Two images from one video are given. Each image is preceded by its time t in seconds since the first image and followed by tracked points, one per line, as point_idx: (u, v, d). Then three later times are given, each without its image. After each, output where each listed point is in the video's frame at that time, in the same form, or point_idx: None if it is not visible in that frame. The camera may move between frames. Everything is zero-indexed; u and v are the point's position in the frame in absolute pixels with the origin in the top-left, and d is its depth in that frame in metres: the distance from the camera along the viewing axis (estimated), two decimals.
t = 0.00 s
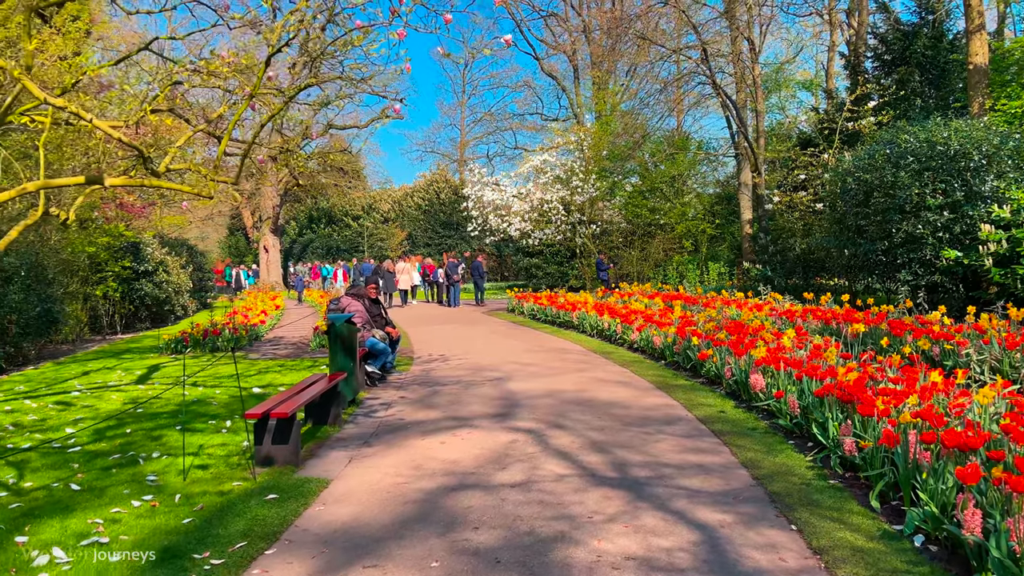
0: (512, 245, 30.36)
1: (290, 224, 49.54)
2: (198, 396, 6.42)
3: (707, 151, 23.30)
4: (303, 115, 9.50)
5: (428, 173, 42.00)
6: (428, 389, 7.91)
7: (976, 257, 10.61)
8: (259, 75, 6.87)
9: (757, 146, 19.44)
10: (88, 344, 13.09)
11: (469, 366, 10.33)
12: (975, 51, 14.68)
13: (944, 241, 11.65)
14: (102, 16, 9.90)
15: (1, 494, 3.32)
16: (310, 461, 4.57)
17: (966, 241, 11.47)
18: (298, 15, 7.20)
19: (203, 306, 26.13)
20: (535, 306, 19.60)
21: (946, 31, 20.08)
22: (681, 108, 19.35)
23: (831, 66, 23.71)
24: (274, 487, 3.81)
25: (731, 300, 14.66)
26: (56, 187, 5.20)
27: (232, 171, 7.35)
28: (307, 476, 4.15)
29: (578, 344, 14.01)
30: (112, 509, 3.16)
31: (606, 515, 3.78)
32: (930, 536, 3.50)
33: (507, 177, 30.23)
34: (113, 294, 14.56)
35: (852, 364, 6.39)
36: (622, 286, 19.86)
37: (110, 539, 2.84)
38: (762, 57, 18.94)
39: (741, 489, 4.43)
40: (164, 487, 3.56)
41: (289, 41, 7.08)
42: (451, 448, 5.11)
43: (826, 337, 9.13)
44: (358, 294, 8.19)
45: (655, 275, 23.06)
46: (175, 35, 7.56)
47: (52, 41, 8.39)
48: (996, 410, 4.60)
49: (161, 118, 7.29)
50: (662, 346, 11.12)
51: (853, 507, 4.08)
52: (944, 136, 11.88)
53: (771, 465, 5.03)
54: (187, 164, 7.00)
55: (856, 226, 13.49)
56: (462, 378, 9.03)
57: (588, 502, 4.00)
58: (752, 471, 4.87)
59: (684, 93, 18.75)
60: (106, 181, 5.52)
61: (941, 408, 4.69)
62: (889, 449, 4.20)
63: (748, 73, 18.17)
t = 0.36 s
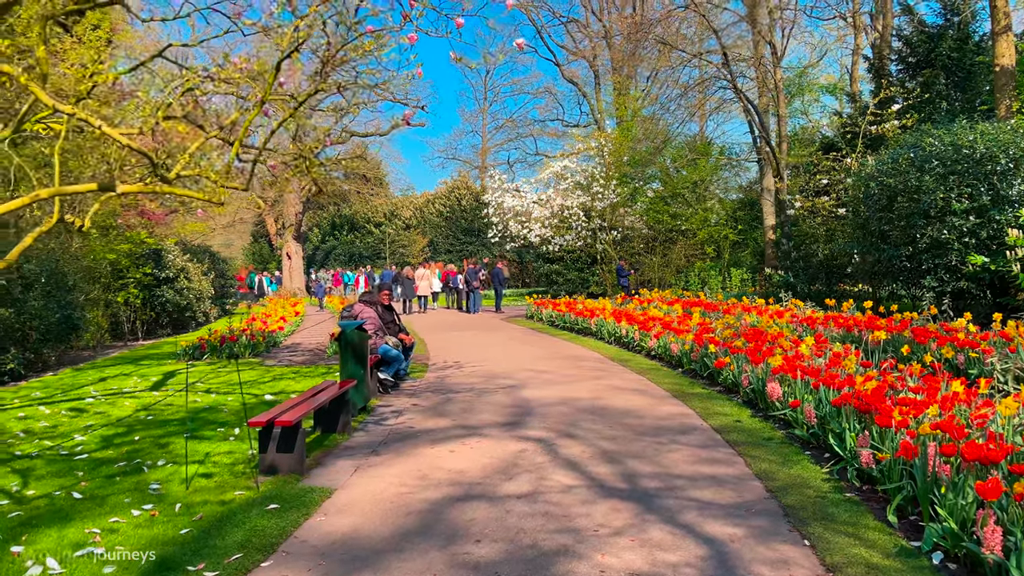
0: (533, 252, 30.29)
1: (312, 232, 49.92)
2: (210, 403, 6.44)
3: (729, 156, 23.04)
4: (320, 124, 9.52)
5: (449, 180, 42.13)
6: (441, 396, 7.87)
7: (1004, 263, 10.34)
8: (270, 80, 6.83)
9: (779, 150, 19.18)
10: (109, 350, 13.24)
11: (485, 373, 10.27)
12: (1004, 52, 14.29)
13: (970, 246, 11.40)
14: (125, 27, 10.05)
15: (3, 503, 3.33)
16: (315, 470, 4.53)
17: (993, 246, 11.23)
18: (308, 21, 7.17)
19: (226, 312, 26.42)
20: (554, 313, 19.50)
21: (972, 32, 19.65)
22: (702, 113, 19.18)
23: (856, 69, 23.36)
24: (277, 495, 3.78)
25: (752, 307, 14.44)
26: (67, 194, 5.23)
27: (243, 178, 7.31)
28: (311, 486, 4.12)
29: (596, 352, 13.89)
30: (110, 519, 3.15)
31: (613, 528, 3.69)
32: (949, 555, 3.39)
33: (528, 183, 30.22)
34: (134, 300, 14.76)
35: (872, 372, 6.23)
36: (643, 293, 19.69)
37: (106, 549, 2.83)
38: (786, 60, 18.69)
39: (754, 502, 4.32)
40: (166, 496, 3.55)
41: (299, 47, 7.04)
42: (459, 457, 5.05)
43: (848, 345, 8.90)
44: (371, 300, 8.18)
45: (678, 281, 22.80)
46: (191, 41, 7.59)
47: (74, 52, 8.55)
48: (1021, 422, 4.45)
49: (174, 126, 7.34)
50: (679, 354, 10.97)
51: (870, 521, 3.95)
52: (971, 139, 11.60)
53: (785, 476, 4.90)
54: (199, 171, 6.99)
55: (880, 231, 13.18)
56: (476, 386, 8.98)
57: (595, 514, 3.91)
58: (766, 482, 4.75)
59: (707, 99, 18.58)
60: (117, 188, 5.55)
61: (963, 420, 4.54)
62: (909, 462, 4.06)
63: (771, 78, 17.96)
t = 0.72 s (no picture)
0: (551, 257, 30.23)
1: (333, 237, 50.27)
2: (215, 411, 6.44)
3: (750, 160, 22.82)
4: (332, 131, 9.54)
5: (469, 185, 42.14)
6: (448, 404, 7.82)
7: None
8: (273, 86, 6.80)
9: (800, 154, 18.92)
10: (127, 356, 13.39)
11: (496, 380, 10.21)
12: None
13: (994, 250, 11.14)
14: (142, 35, 10.16)
15: None
16: (313, 480, 4.49)
17: (1018, 250, 10.97)
18: (310, 24, 7.14)
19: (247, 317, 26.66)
20: (570, 319, 19.41)
21: (997, 32, 19.20)
22: (722, 115, 18.99)
23: (878, 70, 22.97)
24: (270, 507, 3.74)
25: (770, 312, 14.23)
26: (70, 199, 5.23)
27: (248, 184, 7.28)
28: (307, 496, 4.08)
29: (611, 358, 13.78)
30: (97, 531, 3.14)
31: (609, 544, 3.60)
32: None
33: (546, 188, 30.18)
34: (152, 306, 14.92)
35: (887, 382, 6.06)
36: (660, 298, 19.53)
37: (86, 563, 2.82)
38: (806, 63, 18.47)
39: (758, 516, 4.20)
40: (156, 507, 3.53)
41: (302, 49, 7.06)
42: (459, 467, 4.99)
43: (865, 353, 8.70)
44: (378, 306, 8.14)
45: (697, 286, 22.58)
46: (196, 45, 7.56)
47: (89, 60, 8.69)
48: None
49: (178, 131, 7.42)
50: (693, 361, 10.82)
51: (878, 538, 3.82)
52: (995, 141, 11.31)
53: (793, 489, 4.77)
54: (202, 176, 7.01)
55: (901, 235, 12.89)
56: (484, 393, 8.91)
57: (592, 528, 3.82)
58: (772, 496, 4.62)
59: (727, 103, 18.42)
60: (121, 194, 5.55)
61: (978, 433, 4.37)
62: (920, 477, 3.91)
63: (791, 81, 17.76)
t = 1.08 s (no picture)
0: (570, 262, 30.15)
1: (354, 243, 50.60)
2: (221, 418, 6.46)
3: (771, 164, 22.59)
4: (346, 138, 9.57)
5: (489, 191, 42.18)
6: (457, 412, 7.79)
7: None
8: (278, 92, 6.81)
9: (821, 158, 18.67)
10: (144, 361, 13.55)
11: (508, 387, 10.16)
12: None
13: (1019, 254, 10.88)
14: (160, 44, 10.29)
15: None
16: (312, 490, 4.46)
17: None
18: (314, 29, 7.12)
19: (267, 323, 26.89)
20: (587, 325, 19.30)
21: None
22: (742, 119, 18.81)
23: (901, 73, 22.62)
24: (264, 518, 3.72)
25: (788, 318, 14.02)
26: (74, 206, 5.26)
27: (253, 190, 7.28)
28: (304, 507, 4.05)
29: (626, 365, 13.66)
30: (86, 543, 3.17)
31: (605, 559, 3.52)
32: None
33: (565, 194, 30.13)
34: (169, 312, 15.09)
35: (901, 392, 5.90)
36: (678, 304, 19.37)
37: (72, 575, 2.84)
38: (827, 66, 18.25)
39: (763, 531, 4.10)
40: (150, 518, 3.53)
41: (307, 52, 7.09)
42: (460, 478, 4.93)
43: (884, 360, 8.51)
44: (387, 313, 8.16)
45: (716, 292, 22.36)
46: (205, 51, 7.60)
47: (104, 68, 8.82)
48: None
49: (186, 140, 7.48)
50: (707, 368, 10.68)
51: (886, 555, 3.70)
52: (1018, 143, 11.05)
53: (801, 502, 4.65)
54: (206, 183, 7.04)
55: (923, 240, 12.64)
56: (495, 401, 8.84)
57: (590, 543, 3.75)
58: (779, 510, 4.49)
59: (746, 107, 18.26)
60: (127, 201, 5.59)
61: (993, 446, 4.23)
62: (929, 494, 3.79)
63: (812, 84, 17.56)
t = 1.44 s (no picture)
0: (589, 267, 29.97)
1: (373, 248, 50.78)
2: (229, 424, 6.43)
3: (793, 168, 22.30)
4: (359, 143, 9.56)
5: (509, 196, 42.11)
6: (468, 418, 7.71)
7: None
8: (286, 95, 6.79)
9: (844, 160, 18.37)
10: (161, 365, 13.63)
11: (522, 392, 10.07)
12: None
13: None
14: (177, 51, 10.36)
15: None
16: (314, 498, 4.40)
17: None
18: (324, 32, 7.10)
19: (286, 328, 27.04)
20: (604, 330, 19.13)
21: None
22: (763, 122, 18.55)
23: (926, 73, 22.21)
24: (263, 526, 3.67)
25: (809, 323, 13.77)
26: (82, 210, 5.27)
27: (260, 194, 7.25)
28: (305, 516, 3.99)
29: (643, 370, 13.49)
30: (80, 552, 3.14)
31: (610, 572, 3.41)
32: None
33: (584, 198, 29.99)
34: (187, 317, 15.19)
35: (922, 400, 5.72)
36: (697, 309, 19.15)
37: None
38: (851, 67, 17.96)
39: (776, 543, 3.97)
40: (147, 526, 3.49)
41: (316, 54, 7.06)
42: (467, 486, 4.85)
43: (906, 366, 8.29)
44: (398, 318, 8.11)
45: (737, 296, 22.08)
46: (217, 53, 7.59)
47: (120, 75, 8.89)
48: None
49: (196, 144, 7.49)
50: (724, 374, 10.51)
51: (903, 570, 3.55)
52: None
53: (817, 514, 4.49)
54: (215, 187, 7.04)
55: (947, 243, 12.35)
56: (507, 407, 8.75)
57: (595, 555, 3.64)
58: (794, 521, 4.35)
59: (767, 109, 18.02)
60: (136, 205, 5.60)
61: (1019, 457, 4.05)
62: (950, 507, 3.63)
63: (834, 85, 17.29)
